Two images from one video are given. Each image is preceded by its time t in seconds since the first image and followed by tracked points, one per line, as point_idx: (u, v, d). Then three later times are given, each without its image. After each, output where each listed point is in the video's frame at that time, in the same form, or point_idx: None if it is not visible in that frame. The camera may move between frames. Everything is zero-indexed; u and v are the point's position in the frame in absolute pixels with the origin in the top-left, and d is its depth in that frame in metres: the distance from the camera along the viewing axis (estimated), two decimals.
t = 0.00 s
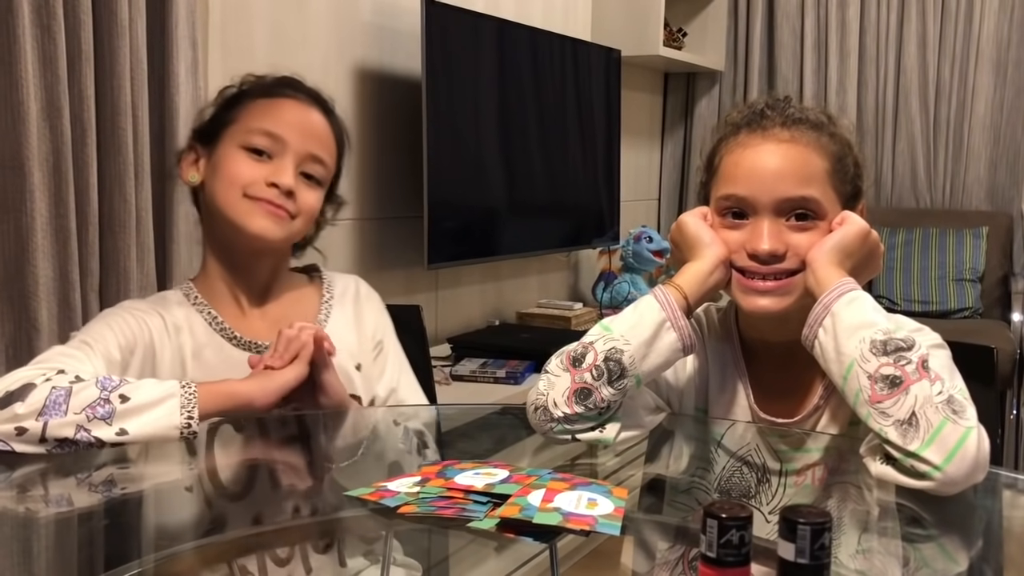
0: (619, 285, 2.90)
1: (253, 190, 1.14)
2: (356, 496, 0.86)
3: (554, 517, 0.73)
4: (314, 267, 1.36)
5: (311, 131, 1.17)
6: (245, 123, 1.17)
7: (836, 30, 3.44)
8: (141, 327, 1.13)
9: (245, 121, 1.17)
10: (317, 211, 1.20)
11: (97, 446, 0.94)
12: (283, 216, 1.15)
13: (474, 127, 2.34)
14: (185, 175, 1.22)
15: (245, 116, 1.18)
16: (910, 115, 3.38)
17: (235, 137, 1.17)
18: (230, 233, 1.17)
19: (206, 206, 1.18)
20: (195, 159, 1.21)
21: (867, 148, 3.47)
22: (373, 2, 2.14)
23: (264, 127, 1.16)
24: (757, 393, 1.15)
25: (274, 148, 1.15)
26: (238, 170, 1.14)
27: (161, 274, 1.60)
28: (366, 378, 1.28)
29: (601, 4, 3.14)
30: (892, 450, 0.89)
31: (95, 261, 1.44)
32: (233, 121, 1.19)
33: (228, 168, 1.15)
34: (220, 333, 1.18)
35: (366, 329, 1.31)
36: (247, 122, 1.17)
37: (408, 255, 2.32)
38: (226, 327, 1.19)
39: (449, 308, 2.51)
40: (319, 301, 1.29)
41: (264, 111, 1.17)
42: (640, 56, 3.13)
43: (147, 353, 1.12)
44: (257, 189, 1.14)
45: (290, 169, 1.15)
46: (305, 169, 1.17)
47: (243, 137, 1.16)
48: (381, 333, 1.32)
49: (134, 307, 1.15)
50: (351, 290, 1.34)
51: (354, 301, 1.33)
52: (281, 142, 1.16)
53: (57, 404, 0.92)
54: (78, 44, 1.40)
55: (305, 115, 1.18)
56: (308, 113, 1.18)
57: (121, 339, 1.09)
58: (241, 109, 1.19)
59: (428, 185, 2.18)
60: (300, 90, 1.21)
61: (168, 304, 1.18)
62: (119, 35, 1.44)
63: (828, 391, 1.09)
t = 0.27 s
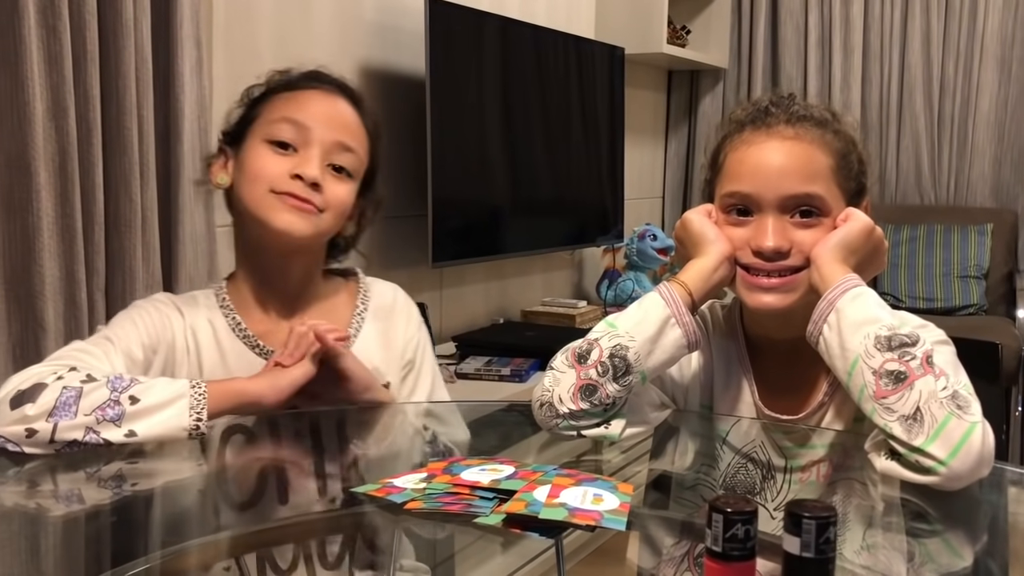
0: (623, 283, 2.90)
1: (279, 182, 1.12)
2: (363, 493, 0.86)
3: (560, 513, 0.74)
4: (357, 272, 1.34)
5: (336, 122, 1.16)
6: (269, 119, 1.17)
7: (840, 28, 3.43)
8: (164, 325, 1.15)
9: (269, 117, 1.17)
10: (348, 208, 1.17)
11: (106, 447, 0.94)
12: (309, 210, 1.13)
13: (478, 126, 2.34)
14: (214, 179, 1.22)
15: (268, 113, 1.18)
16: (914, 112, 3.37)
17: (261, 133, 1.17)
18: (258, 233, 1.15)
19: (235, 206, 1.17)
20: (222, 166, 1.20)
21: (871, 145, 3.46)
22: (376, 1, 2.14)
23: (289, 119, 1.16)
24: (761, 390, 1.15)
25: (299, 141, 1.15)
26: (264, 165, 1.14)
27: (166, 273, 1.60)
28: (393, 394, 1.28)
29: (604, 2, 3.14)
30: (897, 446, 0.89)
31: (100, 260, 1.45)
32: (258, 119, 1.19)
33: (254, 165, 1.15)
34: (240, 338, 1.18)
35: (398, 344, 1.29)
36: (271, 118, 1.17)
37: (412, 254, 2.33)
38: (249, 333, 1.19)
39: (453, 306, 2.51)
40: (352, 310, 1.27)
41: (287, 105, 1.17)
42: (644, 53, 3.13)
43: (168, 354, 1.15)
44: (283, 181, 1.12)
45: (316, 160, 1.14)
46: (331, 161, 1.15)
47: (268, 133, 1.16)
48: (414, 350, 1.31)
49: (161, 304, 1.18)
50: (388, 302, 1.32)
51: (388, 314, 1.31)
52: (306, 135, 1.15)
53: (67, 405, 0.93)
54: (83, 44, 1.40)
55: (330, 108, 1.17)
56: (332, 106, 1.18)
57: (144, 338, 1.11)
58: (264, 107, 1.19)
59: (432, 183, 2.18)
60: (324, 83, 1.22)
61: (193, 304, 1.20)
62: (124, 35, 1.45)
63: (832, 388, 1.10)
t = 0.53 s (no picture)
0: (628, 281, 2.91)
1: (295, 214, 1.13)
2: (371, 489, 0.87)
3: (566, 508, 0.74)
4: (388, 282, 1.35)
5: (342, 136, 1.15)
6: (273, 141, 1.16)
7: (844, 25, 3.43)
8: (191, 330, 1.18)
9: (273, 141, 1.16)
10: (369, 218, 1.18)
11: (117, 447, 0.95)
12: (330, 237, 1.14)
13: (483, 125, 2.35)
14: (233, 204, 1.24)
15: (271, 135, 1.17)
16: (919, 109, 3.37)
17: (269, 160, 1.16)
18: (281, 265, 1.17)
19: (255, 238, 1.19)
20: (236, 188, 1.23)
21: (876, 141, 3.46)
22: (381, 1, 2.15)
23: (294, 142, 1.14)
24: (764, 386, 1.15)
25: (308, 164, 1.14)
26: (278, 196, 1.14)
27: (173, 273, 1.61)
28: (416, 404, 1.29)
29: None
30: (899, 441, 0.90)
31: (108, 260, 1.46)
32: (263, 140, 1.18)
33: (267, 195, 1.15)
34: (266, 349, 1.20)
35: (421, 353, 1.29)
36: (275, 142, 1.16)
37: (418, 253, 2.33)
38: (274, 346, 1.21)
39: (459, 305, 2.52)
40: (380, 320, 1.28)
41: (289, 123, 1.16)
42: (648, 52, 3.13)
43: (192, 358, 1.17)
44: (297, 215, 1.13)
45: (328, 183, 1.13)
46: (343, 177, 1.15)
47: (275, 159, 1.15)
48: (440, 362, 1.31)
49: (190, 307, 1.20)
50: (417, 310, 1.32)
51: (414, 322, 1.31)
52: (314, 157, 1.14)
53: (79, 407, 0.95)
54: (91, 45, 1.41)
55: (334, 120, 1.15)
56: (336, 119, 1.16)
57: (169, 343, 1.14)
58: (267, 125, 1.18)
59: (438, 182, 2.19)
60: (321, 90, 1.20)
61: (223, 305, 1.23)
62: (130, 36, 1.46)
63: (835, 383, 1.10)
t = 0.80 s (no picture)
0: (634, 280, 2.91)
1: (324, 230, 1.14)
2: (378, 483, 0.88)
3: (571, 501, 0.75)
4: (405, 285, 1.36)
5: (354, 141, 1.15)
6: (285, 159, 1.16)
7: (848, 24, 3.43)
8: (210, 335, 1.20)
9: (285, 159, 1.16)
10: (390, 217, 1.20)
11: (127, 444, 0.96)
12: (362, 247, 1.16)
13: (488, 125, 2.36)
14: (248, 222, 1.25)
15: (282, 153, 1.16)
16: (923, 107, 3.37)
17: (284, 179, 1.16)
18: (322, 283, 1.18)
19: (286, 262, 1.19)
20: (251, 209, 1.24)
21: (881, 140, 3.46)
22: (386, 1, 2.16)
23: (309, 158, 1.15)
24: (768, 382, 1.16)
25: (327, 176, 1.15)
26: (302, 214, 1.14)
27: (181, 273, 1.63)
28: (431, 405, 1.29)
29: None
30: (901, 435, 0.91)
31: (116, 260, 1.48)
32: (273, 158, 1.18)
33: (290, 214, 1.15)
34: (283, 350, 1.22)
35: (437, 354, 1.30)
36: (287, 158, 1.16)
37: (424, 252, 2.34)
38: (290, 346, 1.22)
39: (465, 304, 2.53)
40: (397, 321, 1.29)
41: (297, 137, 1.16)
42: (652, 51, 3.14)
43: (208, 360, 1.19)
44: (330, 231, 1.14)
45: (350, 193, 1.15)
46: (361, 182, 1.16)
47: (291, 176, 1.15)
48: (456, 364, 1.32)
49: (209, 311, 1.22)
50: (434, 312, 1.32)
51: (431, 324, 1.31)
52: (332, 169, 1.15)
53: (90, 402, 0.96)
54: (99, 47, 1.43)
55: (342, 126, 1.16)
56: (342, 124, 1.16)
57: (186, 345, 1.15)
58: (274, 142, 1.18)
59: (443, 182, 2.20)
60: (319, 96, 1.20)
61: (241, 310, 1.25)
62: (138, 37, 1.47)
63: (837, 380, 1.11)
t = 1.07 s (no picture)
0: (638, 281, 2.92)
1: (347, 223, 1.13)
2: (386, 484, 0.88)
3: (577, 502, 0.76)
4: (417, 291, 1.36)
5: (366, 134, 1.17)
6: (298, 159, 1.16)
7: (851, 24, 3.43)
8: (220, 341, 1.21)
9: (298, 159, 1.16)
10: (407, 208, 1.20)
11: (135, 443, 0.98)
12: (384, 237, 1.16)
13: (492, 127, 2.37)
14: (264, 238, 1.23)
15: (294, 153, 1.16)
16: (927, 108, 3.37)
17: (300, 179, 1.16)
18: (347, 280, 1.17)
19: (308, 264, 1.18)
20: (266, 223, 1.23)
21: (884, 141, 3.47)
22: (390, 4, 2.17)
23: (325, 155, 1.15)
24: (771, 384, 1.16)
25: (343, 170, 1.15)
26: (323, 210, 1.14)
27: (187, 275, 1.64)
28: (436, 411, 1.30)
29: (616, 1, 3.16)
30: (904, 437, 0.91)
31: (123, 262, 1.49)
32: (284, 162, 1.18)
33: (310, 213, 1.15)
34: (291, 355, 1.22)
35: (447, 362, 1.31)
36: (300, 159, 1.16)
37: (428, 254, 2.35)
38: (296, 350, 1.22)
39: (469, 305, 2.54)
40: (408, 327, 1.29)
41: (309, 137, 1.16)
42: (656, 52, 3.14)
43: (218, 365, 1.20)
44: (354, 223, 1.13)
45: (369, 184, 1.15)
46: (377, 175, 1.17)
47: (307, 175, 1.15)
48: (464, 372, 1.33)
49: (221, 318, 1.24)
50: (444, 319, 1.33)
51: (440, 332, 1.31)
52: (348, 163, 1.15)
53: (98, 402, 0.97)
54: (106, 51, 1.44)
55: (349, 122, 1.17)
56: (350, 121, 1.17)
57: (194, 350, 1.17)
58: (284, 145, 1.18)
59: (447, 184, 2.21)
60: (320, 97, 1.21)
61: (250, 318, 1.25)
62: (145, 41, 1.48)
63: (839, 382, 1.11)
